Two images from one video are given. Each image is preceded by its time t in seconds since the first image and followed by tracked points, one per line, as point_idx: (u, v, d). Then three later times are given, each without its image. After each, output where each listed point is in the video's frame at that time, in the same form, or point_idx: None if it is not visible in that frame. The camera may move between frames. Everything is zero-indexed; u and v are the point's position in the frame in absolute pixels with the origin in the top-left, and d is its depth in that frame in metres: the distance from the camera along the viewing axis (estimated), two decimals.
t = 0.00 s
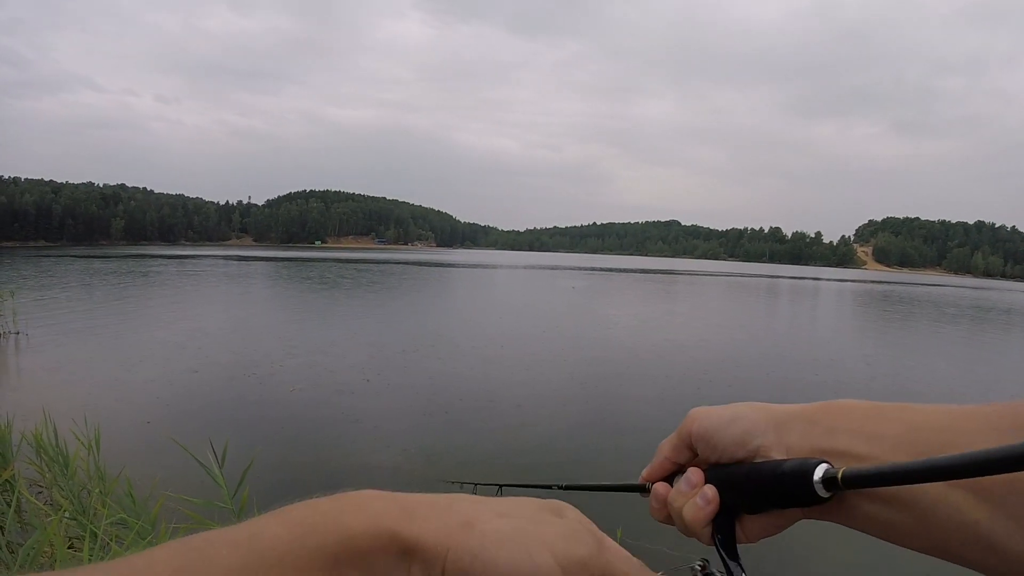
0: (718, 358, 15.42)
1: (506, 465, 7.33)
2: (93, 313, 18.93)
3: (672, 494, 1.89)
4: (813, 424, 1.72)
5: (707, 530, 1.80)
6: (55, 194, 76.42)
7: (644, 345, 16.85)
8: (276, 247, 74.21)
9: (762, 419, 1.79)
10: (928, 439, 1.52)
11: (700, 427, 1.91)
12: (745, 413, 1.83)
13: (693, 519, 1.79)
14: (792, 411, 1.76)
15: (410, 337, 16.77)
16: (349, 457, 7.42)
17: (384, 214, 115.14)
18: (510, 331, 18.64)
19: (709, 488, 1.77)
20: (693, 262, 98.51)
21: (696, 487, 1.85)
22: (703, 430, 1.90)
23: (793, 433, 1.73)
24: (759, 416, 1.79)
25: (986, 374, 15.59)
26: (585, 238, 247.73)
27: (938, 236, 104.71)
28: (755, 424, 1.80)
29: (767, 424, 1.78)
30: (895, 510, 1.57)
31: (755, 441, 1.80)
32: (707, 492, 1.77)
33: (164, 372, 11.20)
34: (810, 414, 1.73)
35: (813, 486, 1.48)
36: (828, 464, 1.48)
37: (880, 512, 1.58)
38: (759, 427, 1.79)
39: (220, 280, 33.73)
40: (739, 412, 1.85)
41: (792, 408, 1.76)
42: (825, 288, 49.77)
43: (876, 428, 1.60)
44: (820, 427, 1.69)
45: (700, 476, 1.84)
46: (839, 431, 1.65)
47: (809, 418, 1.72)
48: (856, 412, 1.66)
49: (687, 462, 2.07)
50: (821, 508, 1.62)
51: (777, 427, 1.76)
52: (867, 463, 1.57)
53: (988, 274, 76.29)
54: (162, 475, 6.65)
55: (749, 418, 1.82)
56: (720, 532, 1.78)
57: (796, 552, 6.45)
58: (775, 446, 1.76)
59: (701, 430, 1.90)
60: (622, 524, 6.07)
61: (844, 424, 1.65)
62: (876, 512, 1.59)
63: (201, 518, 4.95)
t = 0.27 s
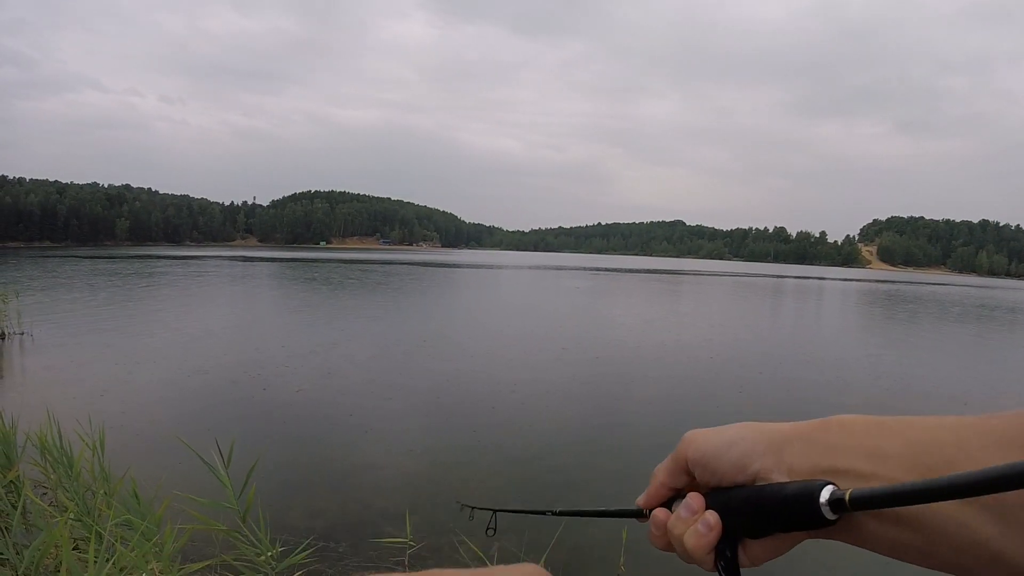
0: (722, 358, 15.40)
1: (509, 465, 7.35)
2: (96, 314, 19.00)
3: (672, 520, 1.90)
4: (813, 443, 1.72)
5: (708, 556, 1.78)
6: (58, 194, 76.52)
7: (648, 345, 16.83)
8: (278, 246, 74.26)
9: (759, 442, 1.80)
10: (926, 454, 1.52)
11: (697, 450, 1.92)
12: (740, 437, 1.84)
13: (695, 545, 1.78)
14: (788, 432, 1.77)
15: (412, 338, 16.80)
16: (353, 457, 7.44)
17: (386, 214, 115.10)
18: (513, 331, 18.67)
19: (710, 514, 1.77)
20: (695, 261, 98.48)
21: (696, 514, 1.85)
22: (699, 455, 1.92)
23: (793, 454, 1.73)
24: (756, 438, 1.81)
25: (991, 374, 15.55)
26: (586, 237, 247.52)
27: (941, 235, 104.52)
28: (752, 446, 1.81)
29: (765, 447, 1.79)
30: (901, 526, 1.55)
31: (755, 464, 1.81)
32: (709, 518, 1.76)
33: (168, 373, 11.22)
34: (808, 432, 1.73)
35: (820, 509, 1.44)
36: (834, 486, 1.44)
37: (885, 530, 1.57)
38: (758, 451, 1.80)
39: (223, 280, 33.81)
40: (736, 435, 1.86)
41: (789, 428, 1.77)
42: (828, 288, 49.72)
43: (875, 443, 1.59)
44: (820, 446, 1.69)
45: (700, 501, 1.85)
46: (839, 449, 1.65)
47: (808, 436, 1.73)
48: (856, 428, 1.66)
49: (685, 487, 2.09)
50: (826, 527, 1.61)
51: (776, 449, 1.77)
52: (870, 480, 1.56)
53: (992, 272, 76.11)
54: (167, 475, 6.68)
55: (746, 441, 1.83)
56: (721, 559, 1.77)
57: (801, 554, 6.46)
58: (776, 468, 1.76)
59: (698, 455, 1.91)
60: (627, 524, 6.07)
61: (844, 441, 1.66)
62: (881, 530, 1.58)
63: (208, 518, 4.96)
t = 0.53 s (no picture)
0: (724, 359, 15.38)
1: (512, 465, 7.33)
2: (99, 312, 19.08)
3: (696, 477, 1.90)
4: (840, 415, 1.70)
5: (727, 515, 1.79)
6: (61, 193, 76.65)
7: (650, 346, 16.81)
8: (279, 246, 74.33)
9: (790, 409, 1.79)
10: (951, 431, 1.51)
11: (727, 412, 1.92)
12: (771, 402, 1.83)
13: (713, 502, 1.78)
14: (819, 402, 1.76)
15: (415, 337, 16.80)
16: (355, 457, 7.43)
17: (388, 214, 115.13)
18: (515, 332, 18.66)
19: (731, 473, 1.77)
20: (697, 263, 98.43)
21: (719, 473, 1.85)
22: (731, 417, 1.91)
23: (818, 423, 1.71)
24: (786, 405, 1.79)
25: (995, 377, 15.50)
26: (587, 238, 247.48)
27: (943, 238, 104.40)
28: (781, 414, 1.80)
29: (794, 414, 1.78)
30: (914, 501, 1.56)
31: (780, 430, 1.79)
32: (730, 477, 1.76)
33: (171, 372, 11.23)
34: (833, 405, 1.72)
35: (828, 475, 1.47)
36: (845, 455, 1.47)
37: (900, 503, 1.57)
38: (787, 417, 1.79)
39: (226, 280, 33.89)
40: (766, 401, 1.84)
41: (819, 399, 1.75)
42: (830, 290, 49.67)
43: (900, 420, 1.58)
44: (845, 418, 1.67)
45: (724, 461, 1.84)
46: (864, 421, 1.63)
47: (833, 407, 1.71)
48: (881, 403, 1.65)
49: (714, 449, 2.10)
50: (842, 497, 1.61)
51: (802, 418, 1.75)
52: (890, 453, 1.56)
53: (994, 276, 75.97)
54: (168, 475, 6.68)
55: (777, 406, 1.82)
56: (739, 518, 1.77)
57: (802, 557, 6.45)
58: (800, 435, 1.74)
59: (727, 416, 1.91)
60: (629, 526, 6.07)
61: (869, 415, 1.64)
62: (896, 502, 1.58)
63: (208, 518, 4.94)
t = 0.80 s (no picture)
0: (726, 359, 15.39)
1: (513, 466, 7.36)
2: (99, 315, 19.07)
3: (686, 519, 1.89)
4: (832, 442, 1.71)
5: (723, 556, 1.79)
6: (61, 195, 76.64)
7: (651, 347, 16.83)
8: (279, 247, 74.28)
9: (777, 442, 1.81)
10: (943, 452, 1.51)
11: (712, 451, 1.91)
12: (759, 434, 1.84)
13: (709, 545, 1.78)
14: (806, 430, 1.78)
15: (415, 339, 16.80)
16: (357, 458, 7.46)
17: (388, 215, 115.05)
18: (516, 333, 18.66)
19: (726, 513, 1.78)
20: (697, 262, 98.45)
21: (710, 514, 1.84)
22: (714, 455, 1.92)
23: (810, 453, 1.73)
24: (774, 437, 1.81)
25: (996, 376, 15.54)
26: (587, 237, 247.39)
27: (942, 236, 104.47)
28: (769, 446, 1.82)
29: (784, 445, 1.80)
30: (915, 524, 1.56)
31: (772, 461, 1.81)
32: (723, 517, 1.77)
33: (173, 374, 11.25)
34: (825, 431, 1.73)
35: (837, 501, 1.45)
36: (852, 481, 1.46)
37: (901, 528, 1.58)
38: (777, 449, 1.81)
39: (226, 282, 33.88)
40: (751, 434, 1.85)
41: (806, 426, 1.77)
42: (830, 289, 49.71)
43: (893, 443, 1.59)
44: (839, 444, 1.68)
45: (715, 501, 1.84)
46: (859, 447, 1.64)
47: (826, 434, 1.72)
48: (873, 425, 1.65)
49: (698, 488, 2.08)
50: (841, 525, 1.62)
51: (792, 448, 1.78)
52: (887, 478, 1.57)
53: (994, 273, 76.03)
54: (170, 478, 6.66)
55: (763, 439, 1.84)
56: (735, 558, 1.78)
57: (806, 558, 6.45)
58: (792, 466, 1.77)
59: (713, 456, 1.90)
60: (633, 526, 6.08)
61: (860, 441, 1.65)
62: (898, 528, 1.58)
63: (211, 520, 4.93)
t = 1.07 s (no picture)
0: (727, 361, 15.39)
1: (512, 467, 7.35)
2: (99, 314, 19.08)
3: (696, 469, 1.88)
4: (843, 410, 1.69)
5: (725, 507, 1.80)
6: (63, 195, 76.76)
7: (652, 348, 16.85)
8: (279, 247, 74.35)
9: (791, 404, 1.78)
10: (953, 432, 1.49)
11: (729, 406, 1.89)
12: (773, 397, 1.82)
13: (713, 494, 1.79)
14: (820, 398, 1.74)
15: (416, 339, 16.83)
16: (356, 458, 7.45)
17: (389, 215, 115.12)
18: (516, 333, 18.66)
19: (732, 466, 1.78)
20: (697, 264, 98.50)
21: (720, 465, 1.83)
22: (732, 411, 1.90)
23: (817, 418, 1.72)
24: (787, 400, 1.79)
25: (996, 378, 15.54)
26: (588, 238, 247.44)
27: (943, 240, 104.47)
28: (781, 409, 1.79)
29: (795, 407, 1.77)
30: (912, 496, 1.56)
31: (780, 423, 1.77)
32: (730, 470, 1.77)
33: (173, 374, 11.26)
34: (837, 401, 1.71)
35: (825, 472, 1.48)
36: (843, 451, 1.48)
37: (897, 499, 1.57)
38: (787, 412, 1.78)
39: (227, 282, 33.90)
40: (769, 394, 1.83)
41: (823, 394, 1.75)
42: (830, 292, 49.73)
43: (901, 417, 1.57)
44: (849, 415, 1.66)
45: (726, 454, 1.83)
46: (870, 419, 1.61)
47: (836, 404, 1.71)
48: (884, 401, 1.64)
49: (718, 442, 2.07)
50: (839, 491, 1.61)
51: (803, 414, 1.75)
52: (889, 448, 1.56)
53: (995, 277, 76.06)
54: (169, 477, 6.67)
55: (778, 402, 1.81)
56: (738, 509, 1.78)
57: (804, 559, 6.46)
58: (800, 430, 1.74)
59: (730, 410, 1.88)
60: (631, 527, 6.08)
61: (872, 413, 1.63)
62: (895, 498, 1.58)
63: (209, 521, 4.92)
